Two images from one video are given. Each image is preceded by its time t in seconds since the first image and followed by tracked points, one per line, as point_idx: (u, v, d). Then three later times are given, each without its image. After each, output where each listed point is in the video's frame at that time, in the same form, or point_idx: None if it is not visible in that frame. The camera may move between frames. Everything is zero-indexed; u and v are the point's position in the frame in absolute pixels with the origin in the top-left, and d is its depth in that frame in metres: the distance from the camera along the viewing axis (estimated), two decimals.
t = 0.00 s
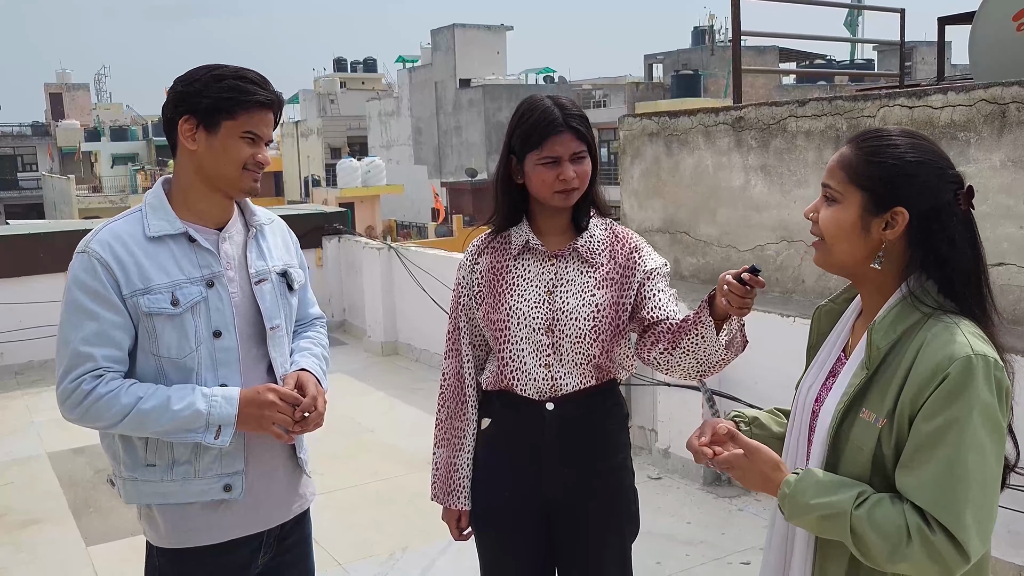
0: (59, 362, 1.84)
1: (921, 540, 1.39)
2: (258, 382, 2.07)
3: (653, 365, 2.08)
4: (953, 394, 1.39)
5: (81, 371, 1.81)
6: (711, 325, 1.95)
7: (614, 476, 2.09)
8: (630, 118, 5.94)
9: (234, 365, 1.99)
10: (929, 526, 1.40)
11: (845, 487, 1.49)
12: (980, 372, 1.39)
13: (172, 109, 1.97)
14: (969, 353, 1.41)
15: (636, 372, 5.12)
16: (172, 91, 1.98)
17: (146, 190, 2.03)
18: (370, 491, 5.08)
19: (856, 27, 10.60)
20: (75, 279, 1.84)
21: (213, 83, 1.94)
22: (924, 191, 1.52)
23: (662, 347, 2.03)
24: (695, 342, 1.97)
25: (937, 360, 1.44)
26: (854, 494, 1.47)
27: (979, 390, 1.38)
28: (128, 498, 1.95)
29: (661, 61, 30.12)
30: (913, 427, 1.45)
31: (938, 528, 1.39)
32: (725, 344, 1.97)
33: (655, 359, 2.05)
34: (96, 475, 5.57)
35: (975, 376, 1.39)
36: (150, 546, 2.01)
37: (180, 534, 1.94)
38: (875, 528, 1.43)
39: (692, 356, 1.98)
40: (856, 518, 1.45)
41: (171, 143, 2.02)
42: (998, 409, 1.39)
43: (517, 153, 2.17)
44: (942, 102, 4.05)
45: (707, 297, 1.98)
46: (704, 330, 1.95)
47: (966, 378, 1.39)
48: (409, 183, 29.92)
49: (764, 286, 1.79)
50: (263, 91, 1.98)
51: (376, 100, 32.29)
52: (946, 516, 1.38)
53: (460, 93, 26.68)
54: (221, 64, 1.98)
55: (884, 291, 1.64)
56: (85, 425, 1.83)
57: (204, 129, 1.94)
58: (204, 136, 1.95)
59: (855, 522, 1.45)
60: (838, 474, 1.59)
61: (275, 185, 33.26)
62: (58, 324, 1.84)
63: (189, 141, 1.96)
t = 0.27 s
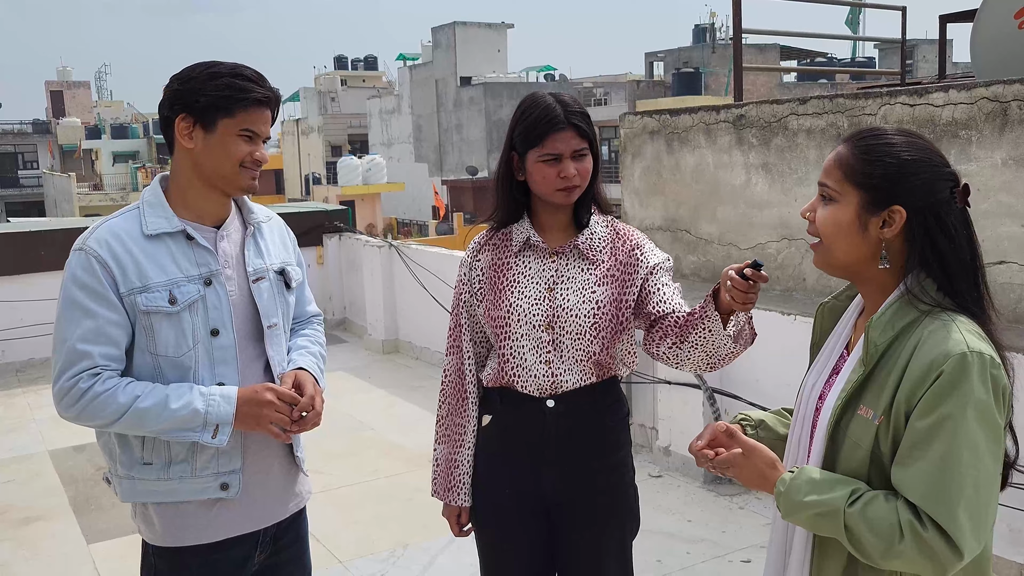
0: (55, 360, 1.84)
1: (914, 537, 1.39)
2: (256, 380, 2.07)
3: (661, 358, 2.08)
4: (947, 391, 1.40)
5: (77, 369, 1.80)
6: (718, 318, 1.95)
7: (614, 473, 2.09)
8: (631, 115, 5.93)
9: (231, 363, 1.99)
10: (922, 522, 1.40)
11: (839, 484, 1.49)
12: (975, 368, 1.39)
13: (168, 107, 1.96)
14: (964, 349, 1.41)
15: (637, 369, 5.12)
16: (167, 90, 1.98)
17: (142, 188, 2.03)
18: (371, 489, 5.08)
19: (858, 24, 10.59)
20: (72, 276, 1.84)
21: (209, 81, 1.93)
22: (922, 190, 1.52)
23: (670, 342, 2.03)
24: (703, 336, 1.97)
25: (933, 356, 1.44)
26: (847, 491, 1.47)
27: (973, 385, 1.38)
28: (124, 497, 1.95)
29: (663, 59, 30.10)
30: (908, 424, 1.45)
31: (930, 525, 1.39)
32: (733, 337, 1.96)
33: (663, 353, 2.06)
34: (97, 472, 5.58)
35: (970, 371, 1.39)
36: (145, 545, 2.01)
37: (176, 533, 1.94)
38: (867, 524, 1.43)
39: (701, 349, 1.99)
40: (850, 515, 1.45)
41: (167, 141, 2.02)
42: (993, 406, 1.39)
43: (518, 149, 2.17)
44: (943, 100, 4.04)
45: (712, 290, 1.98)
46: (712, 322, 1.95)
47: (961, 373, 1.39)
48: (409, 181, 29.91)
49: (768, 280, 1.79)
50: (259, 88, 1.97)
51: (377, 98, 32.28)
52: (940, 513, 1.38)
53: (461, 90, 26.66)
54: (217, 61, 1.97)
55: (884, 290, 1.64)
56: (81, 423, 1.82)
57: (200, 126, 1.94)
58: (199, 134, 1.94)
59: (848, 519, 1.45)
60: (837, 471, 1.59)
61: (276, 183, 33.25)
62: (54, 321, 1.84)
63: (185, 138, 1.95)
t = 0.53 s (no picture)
0: (52, 360, 1.84)
1: (888, 517, 1.39)
2: (253, 380, 2.07)
3: (663, 357, 2.08)
4: (937, 381, 1.40)
5: (73, 369, 1.80)
6: (723, 315, 1.97)
7: (615, 473, 2.10)
8: (632, 115, 5.93)
9: (229, 362, 2.00)
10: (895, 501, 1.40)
11: (829, 450, 1.48)
12: (967, 363, 1.39)
13: (169, 105, 1.96)
14: (959, 344, 1.41)
15: (637, 369, 5.12)
16: (168, 89, 1.98)
17: (138, 188, 2.03)
18: (371, 488, 5.09)
19: (858, 25, 10.61)
20: (68, 275, 1.84)
21: (210, 83, 1.93)
22: (924, 194, 1.52)
23: (674, 340, 2.04)
24: (708, 333, 1.98)
25: (927, 350, 1.44)
26: (837, 458, 1.46)
27: (964, 377, 1.38)
28: (122, 496, 1.95)
29: (663, 59, 30.11)
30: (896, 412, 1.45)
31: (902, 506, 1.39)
32: (737, 334, 1.98)
33: (667, 351, 2.05)
34: (97, 470, 5.58)
35: (962, 364, 1.39)
36: (142, 545, 2.01)
37: (174, 533, 1.94)
38: (846, 492, 1.42)
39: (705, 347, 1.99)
40: (833, 480, 1.44)
41: (166, 138, 2.02)
42: (986, 403, 1.39)
43: (522, 149, 2.17)
44: (944, 99, 4.05)
45: (717, 288, 2.00)
46: (717, 320, 1.97)
47: (952, 366, 1.39)
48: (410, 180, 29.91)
49: (774, 276, 1.80)
50: (261, 92, 1.97)
51: (377, 98, 32.29)
52: (911, 496, 1.38)
53: (461, 90, 26.67)
54: (220, 61, 1.97)
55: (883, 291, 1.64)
56: (78, 424, 1.82)
57: (199, 127, 1.93)
58: (199, 135, 1.94)
59: (831, 484, 1.44)
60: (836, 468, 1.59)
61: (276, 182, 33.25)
62: (51, 321, 1.84)
63: (184, 138, 1.95)
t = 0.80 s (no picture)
0: (50, 360, 1.84)
1: (916, 525, 1.39)
2: (251, 380, 2.05)
3: (667, 358, 2.07)
4: (953, 387, 1.39)
5: (70, 369, 1.80)
6: (723, 316, 1.96)
7: (615, 474, 2.09)
8: (632, 115, 5.93)
9: (227, 363, 1.99)
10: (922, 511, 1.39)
11: (851, 462, 1.48)
12: (982, 367, 1.38)
13: (166, 104, 1.96)
14: (971, 347, 1.40)
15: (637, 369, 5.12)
16: (165, 89, 1.98)
17: (135, 187, 2.03)
18: (371, 488, 5.09)
19: (859, 25, 10.60)
20: (65, 276, 1.84)
21: (209, 83, 1.93)
22: (906, 200, 1.52)
23: (676, 342, 2.02)
24: (709, 334, 1.97)
25: (938, 354, 1.44)
26: (860, 469, 1.46)
27: (978, 384, 1.38)
28: (120, 497, 1.96)
29: (664, 58, 30.11)
30: (913, 419, 1.45)
31: (930, 516, 1.38)
32: (739, 335, 1.97)
33: (669, 352, 2.04)
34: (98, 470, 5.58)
35: (976, 370, 1.38)
36: (141, 545, 2.01)
37: (171, 533, 1.94)
38: (874, 505, 1.42)
39: (707, 348, 1.98)
40: (859, 493, 1.44)
41: (164, 139, 2.02)
42: (1000, 407, 1.39)
43: (525, 149, 2.17)
44: (945, 100, 4.05)
45: (718, 289, 1.99)
46: (718, 320, 1.95)
47: (967, 372, 1.39)
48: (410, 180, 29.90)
49: (775, 277, 1.80)
50: (262, 93, 1.98)
51: (378, 97, 32.28)
52: (939, 507, 1.37)
53: (462, 90, 26.67)
54: (217, 61, 1.97)
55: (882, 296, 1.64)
56: (74, 426, 1.82)
57: (198, 127, 1.93)
58: (197, 134, 1.94)
59: (859, 497, 1.44)
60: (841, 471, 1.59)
61: (276, 181, 33.26)
62: (49, 322, 1.84)
63: (182, 138, 1.95)
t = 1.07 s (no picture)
0: (42, 364, 1.83)
1: (912, 518, 1.40)
2: (246, 384, 2.02)
3: (661, 361, 2.09)
4: (957, 385, 1.40)
5: (60, 375, 1.79)
6: (718, 324, 1.96)
7: (615, 475, 2.10)
8: (633, 115, 5.94)
9: (220, 366, 1.96)
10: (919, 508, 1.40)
11: (856, 447, 1.47)
12: (985, 366, 1.39)
13: (157, 104, 1.96)
14: (975, 346, 1.41)
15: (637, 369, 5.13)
16: (156, 88, 1.98)
17: (129, 189, 2.02)
18: (372, 487, 5.10)
19: (859, 25, 10.61)
20: (57, 280, 1.82)
21: (200, 80, 1.94)
22: (897, 204, 1.52)
23: (672, 346, 2.04)
24: (704, 340, 1.98)
25: (941, 354, 1.44)
26: (865, 455, 1.46)
27: (981, 383, 1.38)
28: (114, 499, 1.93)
29: (665, 58, 30.12)
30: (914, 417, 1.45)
31: (928, 513, 1.39)
32: (733, 343, 1.98)
33: (666, 356, 2.07)
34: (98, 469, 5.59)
35: (978, 369, 1.39)
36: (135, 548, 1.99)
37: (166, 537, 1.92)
38: (874, 493, 1.42)
39: (702, 354, 2.00)
40: (860, 479, 1.44)
41: (156, 140, 2.01)
42: (1001, 408, 1.40)
43: (525, 150, 2.18)
44: (945, 101, 4.06)
45: (714, 294, 1.98)
46: (712, 328, 1.96)
47: (969, 371, 1.39)
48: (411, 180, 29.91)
49: (768, 288, 1.80)
50: (251, 89, 1.98)
51: (378, 97, 32.30)
52: (937, 505, 1.38)
53: (462, 90, 26.69)
54: (208, 60, 1.98)
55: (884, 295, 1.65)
56: (58, 440, 1.81)
57: (190, 126, 1.94)
58: (189, 133, 1.95)
59: (861, 483, 1.43)
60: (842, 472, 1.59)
61: (277, 182, 33.27)
62: (42, 326, 1.83)
63: (173, 137, 1.95)
